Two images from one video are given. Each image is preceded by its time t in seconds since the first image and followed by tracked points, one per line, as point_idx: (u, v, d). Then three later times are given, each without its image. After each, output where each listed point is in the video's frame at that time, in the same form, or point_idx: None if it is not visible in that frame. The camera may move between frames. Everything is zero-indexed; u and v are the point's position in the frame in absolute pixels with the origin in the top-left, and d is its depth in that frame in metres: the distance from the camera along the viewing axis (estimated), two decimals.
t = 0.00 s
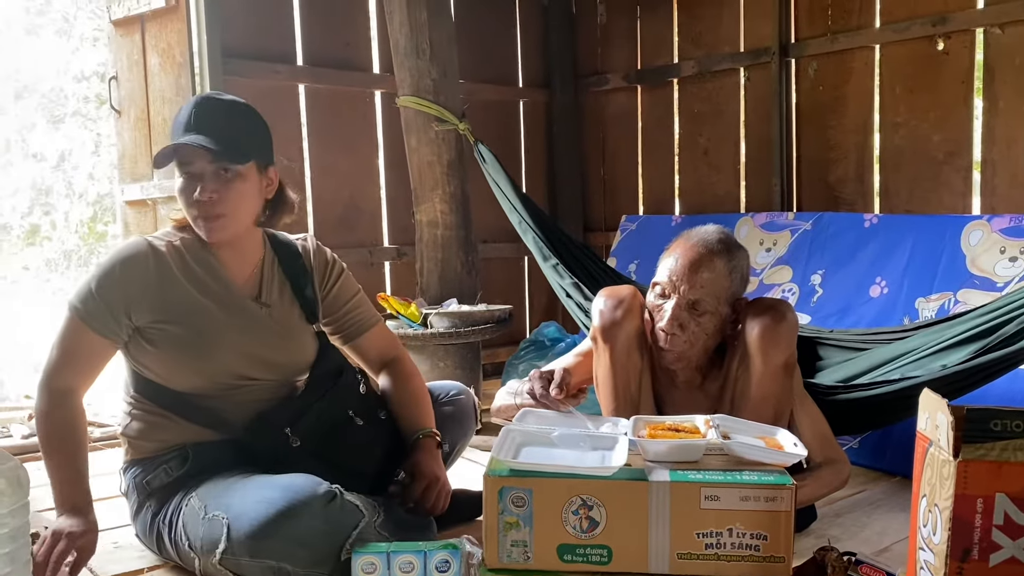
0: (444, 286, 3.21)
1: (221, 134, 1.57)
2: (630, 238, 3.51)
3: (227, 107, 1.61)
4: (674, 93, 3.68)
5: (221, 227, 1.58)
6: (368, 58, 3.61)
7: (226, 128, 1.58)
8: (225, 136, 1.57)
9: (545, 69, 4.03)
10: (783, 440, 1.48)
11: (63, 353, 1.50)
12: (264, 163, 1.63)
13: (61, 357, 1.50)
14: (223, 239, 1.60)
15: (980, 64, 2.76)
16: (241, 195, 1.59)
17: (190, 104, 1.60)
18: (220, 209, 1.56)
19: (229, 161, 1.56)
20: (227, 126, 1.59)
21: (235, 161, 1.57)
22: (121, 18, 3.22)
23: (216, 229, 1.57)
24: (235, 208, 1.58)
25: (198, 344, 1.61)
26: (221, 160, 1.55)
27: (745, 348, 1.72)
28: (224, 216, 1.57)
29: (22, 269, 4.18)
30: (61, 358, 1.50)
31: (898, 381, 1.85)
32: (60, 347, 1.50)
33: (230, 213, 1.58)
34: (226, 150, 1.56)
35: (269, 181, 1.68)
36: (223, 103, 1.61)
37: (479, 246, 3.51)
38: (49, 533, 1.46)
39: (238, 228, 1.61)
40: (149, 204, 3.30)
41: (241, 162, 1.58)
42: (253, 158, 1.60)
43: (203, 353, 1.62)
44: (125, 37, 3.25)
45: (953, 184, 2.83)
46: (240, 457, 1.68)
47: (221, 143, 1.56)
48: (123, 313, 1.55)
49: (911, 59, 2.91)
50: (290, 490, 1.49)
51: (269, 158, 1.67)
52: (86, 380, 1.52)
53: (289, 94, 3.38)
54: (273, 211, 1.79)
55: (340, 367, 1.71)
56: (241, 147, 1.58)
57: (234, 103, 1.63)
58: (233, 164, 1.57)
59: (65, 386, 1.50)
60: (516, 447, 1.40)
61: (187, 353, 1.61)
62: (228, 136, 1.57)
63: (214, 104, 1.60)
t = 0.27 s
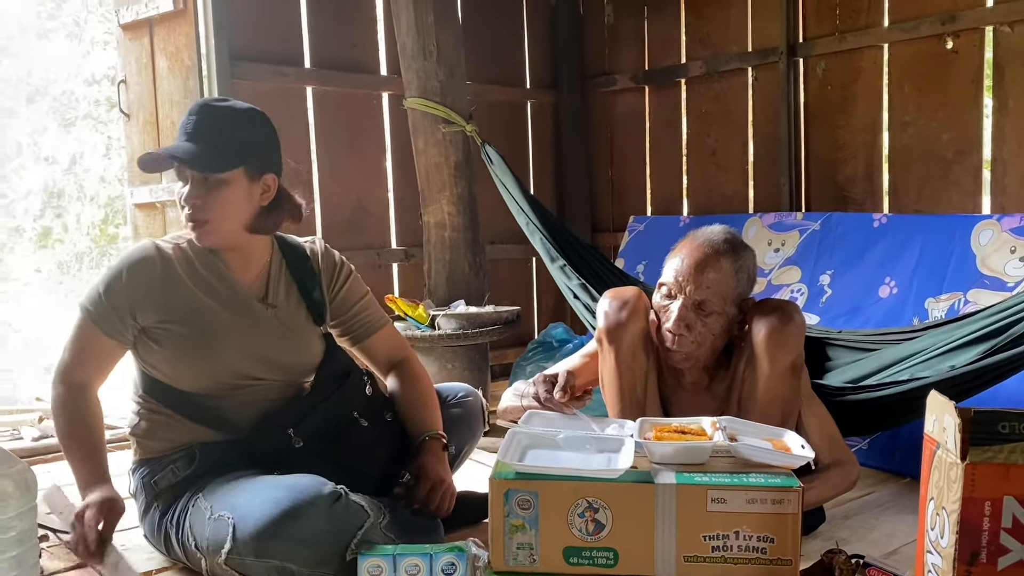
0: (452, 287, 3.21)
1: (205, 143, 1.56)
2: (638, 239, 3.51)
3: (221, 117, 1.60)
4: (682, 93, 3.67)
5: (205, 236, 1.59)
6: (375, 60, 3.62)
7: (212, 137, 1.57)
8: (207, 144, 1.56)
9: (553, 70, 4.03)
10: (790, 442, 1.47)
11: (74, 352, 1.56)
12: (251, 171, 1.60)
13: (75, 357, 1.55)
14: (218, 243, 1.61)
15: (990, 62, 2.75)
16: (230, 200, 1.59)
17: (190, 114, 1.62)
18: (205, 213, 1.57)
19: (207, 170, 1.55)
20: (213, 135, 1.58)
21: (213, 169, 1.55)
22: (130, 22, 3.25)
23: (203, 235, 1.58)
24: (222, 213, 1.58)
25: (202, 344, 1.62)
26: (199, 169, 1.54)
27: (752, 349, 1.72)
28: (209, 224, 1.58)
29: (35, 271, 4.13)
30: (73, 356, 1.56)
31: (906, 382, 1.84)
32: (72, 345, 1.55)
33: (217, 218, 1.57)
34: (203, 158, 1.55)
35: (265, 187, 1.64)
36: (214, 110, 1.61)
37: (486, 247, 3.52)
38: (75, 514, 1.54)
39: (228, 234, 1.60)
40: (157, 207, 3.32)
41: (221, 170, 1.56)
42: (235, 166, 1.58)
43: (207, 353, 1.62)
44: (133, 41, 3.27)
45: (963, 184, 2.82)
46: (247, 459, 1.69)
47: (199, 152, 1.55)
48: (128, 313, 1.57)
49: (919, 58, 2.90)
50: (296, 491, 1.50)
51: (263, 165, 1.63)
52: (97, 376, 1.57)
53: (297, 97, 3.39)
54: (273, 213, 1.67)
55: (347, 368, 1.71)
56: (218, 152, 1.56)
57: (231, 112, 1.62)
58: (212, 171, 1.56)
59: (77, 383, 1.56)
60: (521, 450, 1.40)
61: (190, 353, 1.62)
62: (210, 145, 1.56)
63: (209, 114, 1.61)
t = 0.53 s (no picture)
0: (463, 289, 3.22)
1: (216, 150, 1.57)
2: (650, 239, 3.50)
3: (234, 125, 1.61)
4: (693, 93, 3.67)
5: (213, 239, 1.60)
6: (387, 62, 3.64)
7: (223, 145, 1.58)
8: (217, 152, 1.57)
9: (564, 71, 4.03)
10: (804, 444, 1.47)
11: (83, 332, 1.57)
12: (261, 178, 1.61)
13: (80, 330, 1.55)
14: (228, 247, 1.63)
15: (1005, 61, 2.73)
16: (241, 206, 1.60)
17: (204, 121, 1.63)
18: (215, 219, 1.58)
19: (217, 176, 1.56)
20: (224, 142, 1.58)
21: (222, 177, 1.56)
22: (143, 26, 3.26)
23: (213, 239, 1.60)
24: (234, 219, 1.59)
25: (212, 338, 1.63)
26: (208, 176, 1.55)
27: (766, 350, 1.71)
28: (220, 229, 1.59)
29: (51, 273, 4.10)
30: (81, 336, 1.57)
31: (921, 383, 1.83)
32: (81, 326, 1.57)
33: (229, 223, 1.59)
34: (213, 165, 1.55)
35: (277, 194, 1.65)
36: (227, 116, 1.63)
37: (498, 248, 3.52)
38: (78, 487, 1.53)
39: (236, 239, 1.61)
40: (172, 210, 3.35)
41: (230, 177, 1.57)
42: (244, 174, 1.58)
43: (216, 348, 1.63)
44: (147, 45, 3.29)
45: (977, 184, 2.80)
46: (259, 459, 1.70)
47: (209, 158, 1.55)
48: (137, 303, 1.59)
49: (933, 57, 2.88)
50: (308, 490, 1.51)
51: (274, 172, 1.63)
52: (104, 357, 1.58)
53: (310, 100, 3.41)
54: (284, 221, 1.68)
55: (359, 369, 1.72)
56: (230, 159, 1.57)
57: (244, 119, 1.63)
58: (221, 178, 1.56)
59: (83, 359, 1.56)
60: (534, 452, 1.40)
61: (198, 346, 1.62)
62: (220, 152, 1.57)
63: (221, 121, 1.62)
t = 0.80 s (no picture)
0: (480, 290, 3.23)
1: (246, 154, 1.59)
2: (667, 239, 3.50)
3: (265, 129, 1.63)
4: (710, 92, 3.66)
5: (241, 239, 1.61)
6: (403, 63, 3.65)
7: (254, 149, 1.60)
8: (247, 156, 1.58)
9: (580, 72, 4.03)
10: (825, 445, 1.46)
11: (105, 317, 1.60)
12: (289, 183, 1.62)
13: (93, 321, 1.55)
14: (254, 247, 1.64)
15: None
16: (269, 208, 1.61)
17: (238, 124, 1.65)
18: (244, 221, 1.60)
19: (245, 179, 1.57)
20: (254, 146, 1.60)
21: (251, 180, 1.57)
22: (162, 29, 3.29)
23: (241, 240, 1.61)
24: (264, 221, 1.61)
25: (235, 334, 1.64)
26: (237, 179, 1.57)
27: (785, 350, 1.71)
28: (248, 229, 1.60)
29: (69, 274, 4.11)
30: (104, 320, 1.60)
31: (942, 384, 1.83)
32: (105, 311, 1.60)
33: (257, 225, 1.61)
34: (242, 168, 1.57)
35: (304, 199, 1.66)
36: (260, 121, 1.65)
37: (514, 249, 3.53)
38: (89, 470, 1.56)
39: (265, 240, 1.63)
40: (191, 211, 3.37)
41: (259, 181, 1.58)
42: (273, 178, 1.59)
43: (239, 343, 1.65)
44: (166, 48, 3.32)
45: (998, 183, 2.78)
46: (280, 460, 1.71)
47: (239, 162, 1.57)
48: (164, 290, 1.62)
49: (954, 56, 2.86)
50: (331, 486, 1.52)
51: (303, 177, 1.65)
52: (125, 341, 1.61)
53: (326, 101, 3.42)
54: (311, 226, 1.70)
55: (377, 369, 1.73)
56: (259, 162, 1.58)
57: (276, 124, 1.64)
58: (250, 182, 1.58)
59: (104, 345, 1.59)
60: (553, 453, 1.40)
61: (220, 338, 1.64)
62: (250, 155, 1.59)
63: (254, 126, 1.63)
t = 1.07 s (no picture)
0: (498, 291, 3.23)
1: (276, 157, 1.60)
2: (685, 240, 3.48)
3: (297, 133, 1.64)
4: (729, 92, 3.64)
5: (266, 241, 1.63)
6: (421, 65, 3.66)
7: (284, 152, 1.61)
8: (277, 159, 1.60)
9: (597, 72, 4.02)
10: (848, 448, 1.45)
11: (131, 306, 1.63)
12: (317, 189, 1.63)
13: (100, 322, 1.60)
14: (280, 250, 1.65)
15: None
16: (294, 213, 1.62)
17: (270, 126, 1.66)
18: (270, 223, 1.61)
19: (274, 182, 1.59)
20: (285, 150, 1.61)
21: (279, 183, 1.59)
22: (182, 32, 3.32)
23: (265, 243, 1.62)
24: (291, 224, 1.62)
25: (254, 332, 1.66)
26: (266, 181, 1.58)
27: (807, 352, 1.70)
28: (274, 232, 1.62)
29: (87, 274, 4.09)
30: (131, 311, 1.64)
31: (967, 388, 1.81)
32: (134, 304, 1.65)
33: (283, 227, 1.62)
34: (271, 171, 1.58)
35: (331, 205, 1.67)
36: (294, 124, 1.66)
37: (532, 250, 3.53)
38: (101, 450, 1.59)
39: (289, 242, 1.64)
40: (211, 213, 3.40)
41: (287, 185, 1.59)
42: (302, 182, 1.61)
43: (260, 341, 1.66)
44: (185, 50, 3.35)
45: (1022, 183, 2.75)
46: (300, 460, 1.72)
47: (269, 165, 1.58)
48: (190, 282, 1.65)
49: (977, 55, 2.84)
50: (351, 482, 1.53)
51: (331, 183, 1.66)
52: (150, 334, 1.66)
53: (344, 103, 3.44)
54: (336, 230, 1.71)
55: (398, 370, 1.73)
56: (290, 167, 1.60)
57: (307, 128, 1.66)
58: (278, 185, 1.59)
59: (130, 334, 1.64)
60: (574, 456, 1.40)
61: (240, 334, 1.65)
62: (280, 159, 1.60)
63: (286, 129, 1.65)
